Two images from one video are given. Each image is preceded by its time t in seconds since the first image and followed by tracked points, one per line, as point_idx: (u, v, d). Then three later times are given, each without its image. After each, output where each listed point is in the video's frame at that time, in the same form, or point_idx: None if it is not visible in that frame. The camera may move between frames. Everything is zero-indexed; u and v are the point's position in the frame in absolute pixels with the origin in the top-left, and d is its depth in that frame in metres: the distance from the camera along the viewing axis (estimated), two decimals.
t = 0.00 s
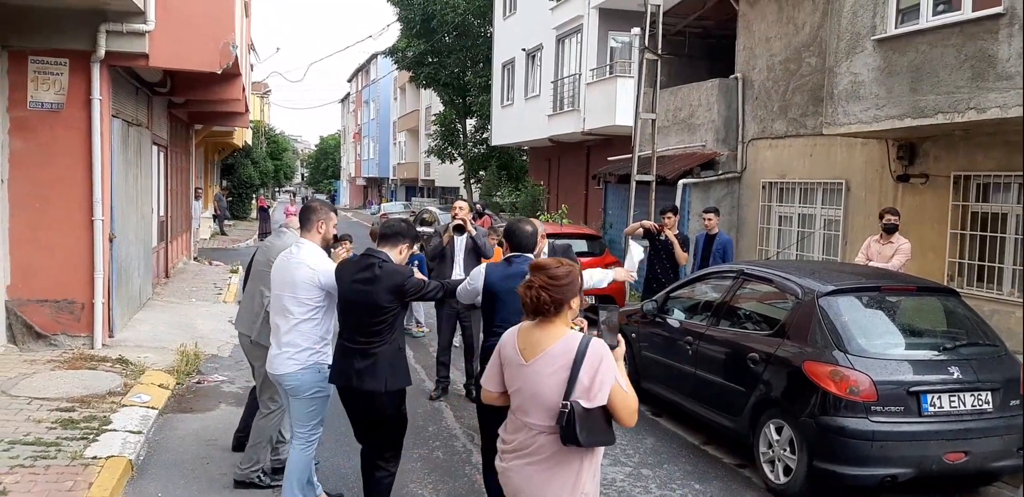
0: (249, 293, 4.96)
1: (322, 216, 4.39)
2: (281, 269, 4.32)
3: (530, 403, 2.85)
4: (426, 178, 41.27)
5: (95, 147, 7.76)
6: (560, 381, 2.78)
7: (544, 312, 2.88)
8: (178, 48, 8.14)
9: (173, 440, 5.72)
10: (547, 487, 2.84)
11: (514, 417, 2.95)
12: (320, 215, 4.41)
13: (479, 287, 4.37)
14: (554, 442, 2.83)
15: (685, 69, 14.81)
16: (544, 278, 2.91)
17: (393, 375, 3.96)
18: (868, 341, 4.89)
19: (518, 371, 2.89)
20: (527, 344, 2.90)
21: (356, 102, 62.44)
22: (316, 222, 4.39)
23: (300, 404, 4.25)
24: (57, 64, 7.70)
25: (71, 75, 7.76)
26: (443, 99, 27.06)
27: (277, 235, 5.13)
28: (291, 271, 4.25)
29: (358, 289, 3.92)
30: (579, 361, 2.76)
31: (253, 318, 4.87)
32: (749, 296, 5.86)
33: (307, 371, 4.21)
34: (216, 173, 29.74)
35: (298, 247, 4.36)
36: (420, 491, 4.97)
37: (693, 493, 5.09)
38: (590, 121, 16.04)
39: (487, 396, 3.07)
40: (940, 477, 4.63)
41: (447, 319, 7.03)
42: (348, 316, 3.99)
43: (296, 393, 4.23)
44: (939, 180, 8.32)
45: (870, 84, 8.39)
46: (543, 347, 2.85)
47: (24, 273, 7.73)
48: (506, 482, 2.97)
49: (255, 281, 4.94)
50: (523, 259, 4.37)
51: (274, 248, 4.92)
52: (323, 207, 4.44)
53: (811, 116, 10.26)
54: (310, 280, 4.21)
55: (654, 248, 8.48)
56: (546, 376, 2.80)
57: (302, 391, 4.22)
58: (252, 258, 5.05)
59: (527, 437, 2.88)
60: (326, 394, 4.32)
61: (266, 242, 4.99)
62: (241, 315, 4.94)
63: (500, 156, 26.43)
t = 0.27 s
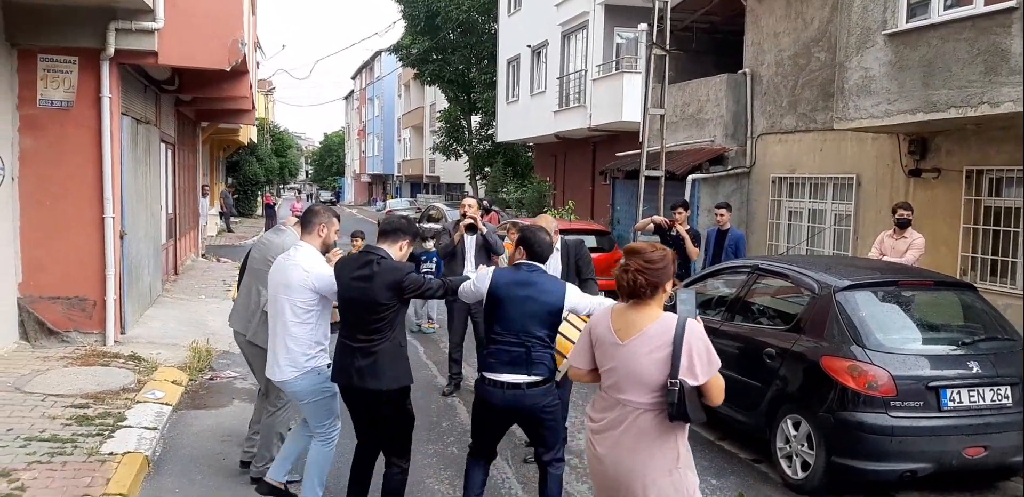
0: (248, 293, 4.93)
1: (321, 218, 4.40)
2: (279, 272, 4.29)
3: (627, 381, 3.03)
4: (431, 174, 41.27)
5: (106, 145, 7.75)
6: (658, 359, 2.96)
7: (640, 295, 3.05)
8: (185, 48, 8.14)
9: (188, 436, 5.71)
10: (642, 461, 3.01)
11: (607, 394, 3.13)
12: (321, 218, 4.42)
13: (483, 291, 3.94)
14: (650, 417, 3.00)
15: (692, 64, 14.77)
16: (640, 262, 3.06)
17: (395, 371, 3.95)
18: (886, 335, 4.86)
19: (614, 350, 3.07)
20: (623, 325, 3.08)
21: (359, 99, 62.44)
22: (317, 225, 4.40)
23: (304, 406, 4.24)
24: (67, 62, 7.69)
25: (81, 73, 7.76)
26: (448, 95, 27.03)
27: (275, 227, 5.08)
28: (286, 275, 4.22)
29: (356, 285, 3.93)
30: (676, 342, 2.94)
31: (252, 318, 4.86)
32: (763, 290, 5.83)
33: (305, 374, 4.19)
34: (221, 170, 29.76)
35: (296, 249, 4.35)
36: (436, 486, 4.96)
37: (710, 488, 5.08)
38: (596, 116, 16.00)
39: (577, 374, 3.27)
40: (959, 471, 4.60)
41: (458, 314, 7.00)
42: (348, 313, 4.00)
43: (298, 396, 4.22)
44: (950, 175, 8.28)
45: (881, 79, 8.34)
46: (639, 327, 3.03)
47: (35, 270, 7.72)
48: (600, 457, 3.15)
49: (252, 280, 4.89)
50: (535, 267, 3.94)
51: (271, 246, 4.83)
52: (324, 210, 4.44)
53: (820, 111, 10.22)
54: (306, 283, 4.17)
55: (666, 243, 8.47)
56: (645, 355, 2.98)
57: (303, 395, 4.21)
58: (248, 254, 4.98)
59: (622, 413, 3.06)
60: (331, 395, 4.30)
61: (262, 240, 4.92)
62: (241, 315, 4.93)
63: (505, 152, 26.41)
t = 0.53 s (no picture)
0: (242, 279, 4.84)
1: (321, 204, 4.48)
2: (275, 256, 4.28)
3: (731, 379, 3.13)
4: (443, 166, 41.25)
5: (123, 133, 7.78)
6: (764, 355, 3.07)
7: (742, 293, 3.15)
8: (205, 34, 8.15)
9: (202, 425, 5.73)
10: (748, 456, 3.12)
11: (710, 393, 3.22)
12: (323, 203, 4.51)
13: (461, 280, 3.84)
14: (756, 413, 3.11)
15: (708, 57, 14.67)
16: (741, 261, 3.18)
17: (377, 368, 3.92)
18: (905, 332, 4.82)
19: (718, 348, 3.16)
20: (724, 324, 3.17)
21: (371, 90, 62.45)
22: (317, 211, 4.46)
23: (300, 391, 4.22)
24: (86, 50, 7.72)
25: (99, 61, 7.79)
26: (461, 87, 26.98)
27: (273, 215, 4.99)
28: (285, 258, 4.21)
29: (348, 274, 3.91)
30: (781, 336, 3.06)
31: (248, 303, 4.74)
32: (781, 286, 5.80)
33: (303, 359, 4.20)
34: (234, 160, 29.84)
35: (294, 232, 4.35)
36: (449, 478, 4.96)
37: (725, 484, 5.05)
38: (610, 109, 15.93)
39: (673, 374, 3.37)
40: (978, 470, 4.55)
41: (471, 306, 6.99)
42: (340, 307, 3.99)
43: (296, 381, 4.21)
44: (970, 170, 8.18)
45: (901, 72, 8.25)
46: (741, 326, 3.13)
47: (51, 258, 7.76)
48: (706, 455, 3.23)
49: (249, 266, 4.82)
50: (512, 253, 3.82)
51: (269, 232, 4.75)
52: (325, 197, 4.52)
53: (838, 104, 10.13)
54: (304, 266, 4.18)
55: (681, 237, 8.43)
56: (751, 353, 3.09)
57: (306, 379, 4.22)
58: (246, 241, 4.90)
59: (727, 411, 3.16)
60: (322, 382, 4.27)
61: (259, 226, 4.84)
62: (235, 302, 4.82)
63: (517, 144, 26.34)
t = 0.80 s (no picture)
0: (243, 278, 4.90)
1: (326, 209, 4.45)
2: (277, 256, 4.32)
3: (837, 371, 3.18)
4: (454, 163, 41.27)
5: (139, 131, 7.85)
6: (874, 347, 3.16)
7: (849, 287, 3.21)
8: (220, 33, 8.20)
9: (220, 421, 5.77)
10: (856, 447, 3.18)
11: (810, 386, 3.25)
12: (328, 207, 4.48)
13: (442, 285, 3.84)
14: (865, 404, 3.18)
15: (721, 52, 14.61)
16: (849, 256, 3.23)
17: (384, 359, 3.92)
18: (923, 328, 4.79)
19: (826, 342, 3.19)
20: (830, 317, 3.22)
21: (383, 88, 62.57)
22: (323, 213, 4.44)
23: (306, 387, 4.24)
24: (102, 49, 7.76)
25: (115, 59, 7.84)
26: (472, 84, 26.97)
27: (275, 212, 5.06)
28: (285, 258, 4.25)
29: (347, 269, 3.93)
30: (889, 328, 3.17)
31: (249, 302, 4.80)
32: (797, 282, 5.76)
33: (302, 359, 4.22)
34: (247, 158, 29.97)
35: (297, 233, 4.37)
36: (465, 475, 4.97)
37: (743, 480, 5.04)
38: (623, 105, 15.88)
39: (765, 369, 3.35)
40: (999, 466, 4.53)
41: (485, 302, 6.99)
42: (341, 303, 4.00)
43: (296, 381, 4.25)
44: (987, 164, 8.11)
45: (917, 67, 8.18)
46: (845, 318, 3.20)
47: (69, 256, 7.81)
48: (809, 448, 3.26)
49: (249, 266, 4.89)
50: (490, 256, 3.73)
51: (267, 230, 4.85)
52: (331, 203, 4.49)
53: (854, 99, 10.06)
54: (304, 266, 4.21)
55: (696, 233, 8.41)
56: (858, 345, 3.16)
57: (304, 379, 4.23)
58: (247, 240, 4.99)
59: (831, 403, 3.20)
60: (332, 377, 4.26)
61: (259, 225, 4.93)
62: (240, 299, 4.86)
63: (529, 141, 26.33)
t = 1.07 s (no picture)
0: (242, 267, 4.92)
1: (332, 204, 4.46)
2: (279, 240, 4.31)
3: (892, 360, 3.24)
4: (455, 159, 41.25)
5: (140, 127, 7.84)
6: (925, 337, 3.24)
7: (900, 280, 3.28)
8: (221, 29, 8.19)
9: (219, 416, 5.77)
10: (910, 434, 3.24)
11: (865, 375, 3.31)
12: (337, 199, 4.50)
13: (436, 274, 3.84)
14: (917, 392, 3.25)
15: (722, 49, 14.58)
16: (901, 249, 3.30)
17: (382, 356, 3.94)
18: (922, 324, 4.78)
19: (879, 332, 3.27)
20: (881, 309, 3.29)
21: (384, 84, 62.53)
22: (328, 206, 4.46)
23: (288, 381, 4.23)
24: (102, 44, 7.74)
25: (115, 56, 7.82)
26: (473, 80, 26.95)
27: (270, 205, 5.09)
28: (287, 240, 4.24)
29: (343, 264, 3.93)
30: (939, 319, 3.26)
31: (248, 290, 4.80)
32: (796, 278, 5.75)
33: (295, 344, 4.20)
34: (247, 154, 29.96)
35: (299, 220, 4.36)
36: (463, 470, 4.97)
37: (741, 476, 5.04)
38: (623, 101, 15.86)
39: (818, 360, 3.42)
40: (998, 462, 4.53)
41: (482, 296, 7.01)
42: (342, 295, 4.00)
43: (284, 367, 4.22)
44: (989, 160, 8.08)
45: (919, 63, 8.15)
46: (898, 310, 3.27)
47: (69, 252, 7.81)
48: (863, 435, 3.32)
49: (249, 255, 4.92)
50: (481, 246, 3.70)
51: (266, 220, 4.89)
52: (337, 196, 4.50)
53: (855, 96, 10.04)
54: (306, 249, 4.19)
55: (696, 229, 8.40)
56: (912, 335, 3.24)
57: (297, 366, 4.21)
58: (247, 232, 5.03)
59: (886, 392, 3.26)
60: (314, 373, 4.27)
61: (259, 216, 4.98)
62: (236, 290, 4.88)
63: (530, 137, 26.32)
